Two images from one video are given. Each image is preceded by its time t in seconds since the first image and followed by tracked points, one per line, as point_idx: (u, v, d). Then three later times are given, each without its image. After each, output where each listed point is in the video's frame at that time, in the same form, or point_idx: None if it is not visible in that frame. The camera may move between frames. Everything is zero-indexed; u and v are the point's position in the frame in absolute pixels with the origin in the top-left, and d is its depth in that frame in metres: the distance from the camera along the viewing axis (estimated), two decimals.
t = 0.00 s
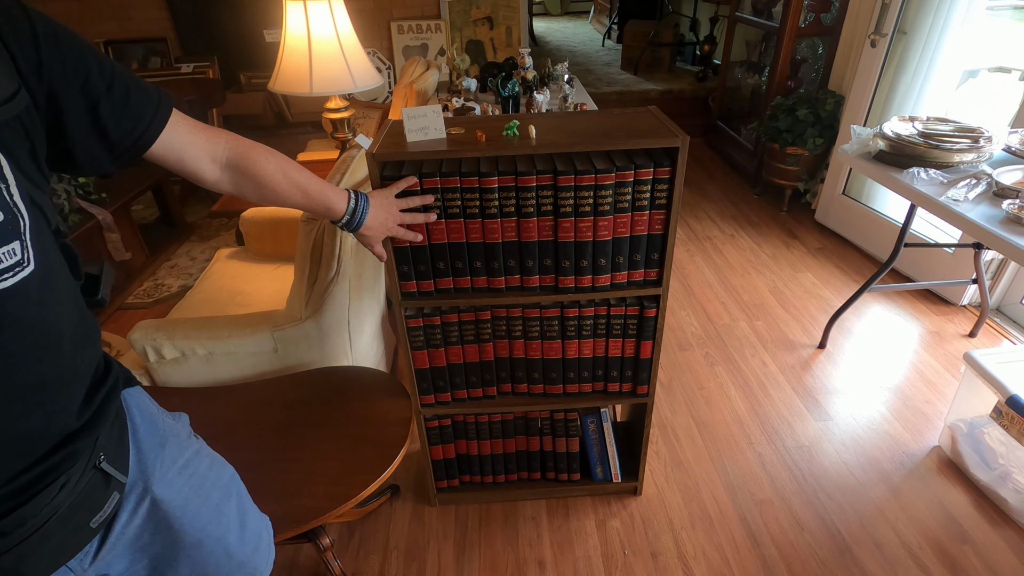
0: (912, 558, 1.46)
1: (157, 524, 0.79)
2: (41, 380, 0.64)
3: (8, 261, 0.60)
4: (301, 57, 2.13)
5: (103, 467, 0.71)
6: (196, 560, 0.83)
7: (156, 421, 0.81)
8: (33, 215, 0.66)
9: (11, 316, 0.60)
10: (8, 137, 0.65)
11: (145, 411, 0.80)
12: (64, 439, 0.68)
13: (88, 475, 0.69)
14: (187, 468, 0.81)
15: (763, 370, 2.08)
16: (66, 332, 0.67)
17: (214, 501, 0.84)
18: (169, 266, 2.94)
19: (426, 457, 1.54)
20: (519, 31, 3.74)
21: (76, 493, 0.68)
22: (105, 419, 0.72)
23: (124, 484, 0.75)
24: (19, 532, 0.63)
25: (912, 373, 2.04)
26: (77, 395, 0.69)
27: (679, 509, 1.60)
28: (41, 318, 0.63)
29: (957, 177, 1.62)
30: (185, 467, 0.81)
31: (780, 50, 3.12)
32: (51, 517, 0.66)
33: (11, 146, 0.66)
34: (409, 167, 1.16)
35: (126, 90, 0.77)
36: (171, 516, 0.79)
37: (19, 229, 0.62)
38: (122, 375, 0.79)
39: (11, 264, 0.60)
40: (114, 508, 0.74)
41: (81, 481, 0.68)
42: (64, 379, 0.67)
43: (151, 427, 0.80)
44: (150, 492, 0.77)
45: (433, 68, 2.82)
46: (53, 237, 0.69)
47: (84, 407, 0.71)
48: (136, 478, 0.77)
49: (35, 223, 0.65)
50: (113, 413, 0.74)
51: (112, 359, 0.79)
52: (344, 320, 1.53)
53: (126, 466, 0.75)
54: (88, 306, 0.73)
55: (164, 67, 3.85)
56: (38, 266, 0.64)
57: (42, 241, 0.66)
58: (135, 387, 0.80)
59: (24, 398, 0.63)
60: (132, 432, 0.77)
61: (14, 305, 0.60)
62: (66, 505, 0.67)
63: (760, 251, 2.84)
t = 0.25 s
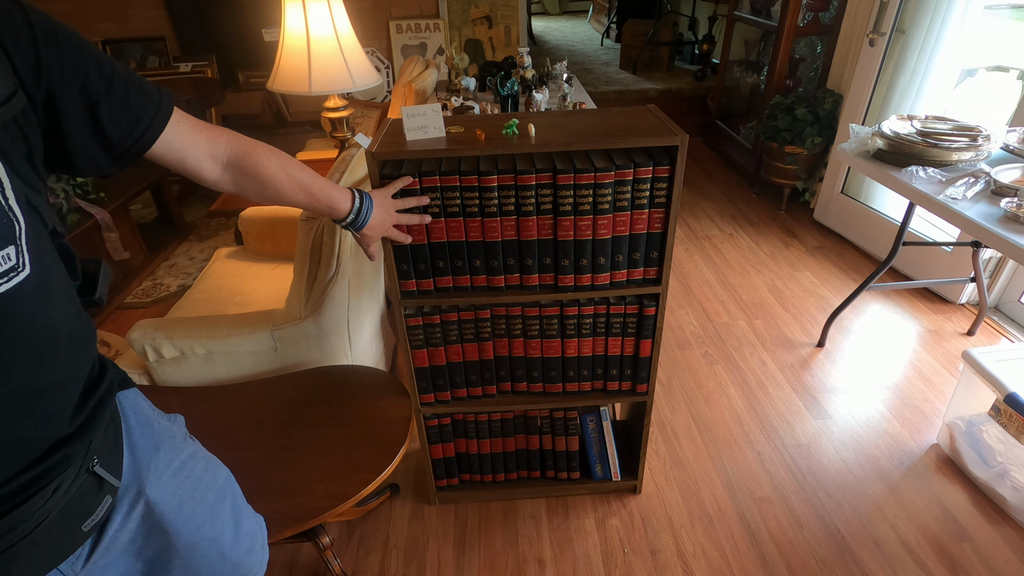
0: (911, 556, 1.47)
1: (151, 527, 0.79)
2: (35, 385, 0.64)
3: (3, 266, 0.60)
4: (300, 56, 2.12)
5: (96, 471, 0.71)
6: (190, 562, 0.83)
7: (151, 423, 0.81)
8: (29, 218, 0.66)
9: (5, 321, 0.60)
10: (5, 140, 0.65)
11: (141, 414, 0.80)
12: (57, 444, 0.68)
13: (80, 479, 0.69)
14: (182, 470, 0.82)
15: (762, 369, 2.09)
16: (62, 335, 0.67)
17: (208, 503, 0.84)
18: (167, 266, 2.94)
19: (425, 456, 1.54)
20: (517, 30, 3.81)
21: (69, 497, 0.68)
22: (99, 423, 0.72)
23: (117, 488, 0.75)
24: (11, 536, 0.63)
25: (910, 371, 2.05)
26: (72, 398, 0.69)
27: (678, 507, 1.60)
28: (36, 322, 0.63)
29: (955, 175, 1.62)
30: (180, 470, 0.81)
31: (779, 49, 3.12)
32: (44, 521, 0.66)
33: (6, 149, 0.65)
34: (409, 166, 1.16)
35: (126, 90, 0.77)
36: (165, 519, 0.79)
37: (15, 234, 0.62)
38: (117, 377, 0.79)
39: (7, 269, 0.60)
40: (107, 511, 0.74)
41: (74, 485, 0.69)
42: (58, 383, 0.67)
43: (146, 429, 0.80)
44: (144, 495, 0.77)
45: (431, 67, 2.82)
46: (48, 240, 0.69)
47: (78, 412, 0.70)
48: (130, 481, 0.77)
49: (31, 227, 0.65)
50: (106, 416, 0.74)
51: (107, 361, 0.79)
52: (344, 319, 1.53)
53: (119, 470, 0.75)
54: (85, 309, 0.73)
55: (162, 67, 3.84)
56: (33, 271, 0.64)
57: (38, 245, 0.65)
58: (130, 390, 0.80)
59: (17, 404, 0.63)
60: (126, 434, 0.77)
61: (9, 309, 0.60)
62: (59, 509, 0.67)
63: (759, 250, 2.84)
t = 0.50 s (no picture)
0: (909, 554, 1.47)
1: (149, 530, 0.79)
2: (32, 390, 0.64)
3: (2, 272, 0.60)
4: (298, 56, 2.12)
5: (94, 474, 0.71)
6: (187, 564, 0.83)
7: (149, 426, 0.81)
8: (29, 222, 0.66)
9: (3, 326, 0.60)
10: (4, 142, 0.65)
11: (140, 416, 0.80)
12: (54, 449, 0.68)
13: (77, 483, 0.69)
14: (180, 472, 0.82)
15: (760, 367, 2.09)
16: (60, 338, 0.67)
17: (206, 506, 0.84)
18: (166, 266, 2.93)
19: (425, 456, 1.54)
20: (516, 29, 3.81)
21: (66, 500, 0.68)
22: (97, 427, 0.72)
23: (115, 491, 0.75)
24: (7, 541, 0.63)
25: (908, 369, 2.05)
26: (70, 402, 0.69)
27: (677, 506, 1.61)
28: (34, 326, 0.63)
29: (952, 174, 1.62)
30: (179, 472, 0.81)
31: (777, 48, 3.12)
32: (41, 525, 0.66)
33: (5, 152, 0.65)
34: (407, 165, 1.16)
35: (127, 92, 0.76)
36: (163, 520, 0.79)
37: (15, 239, 0.61)
38: (115, 380, 0.79)
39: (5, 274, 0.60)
40: (105, 514, 0.74)
41: (71, 489, 0.68)
42: (55, 387, 0.66)
43: (144, 432, 0.80)
44: (142, 498, 0.77)
45: (430, 67, 2.81)
46: (48, 243, 0.69)
47: (75, 417, 0.70)
48: (128, 484, 0.77)
49: (31, 230, 0.65)
50: (105, 420, 0.74)
51: (106, 364, 0.79)
52: (342, 318, 1.53)
53: (117, 473, 0.75)
54: (84, 312, 0.73)
55: (160, 66, 3.84)
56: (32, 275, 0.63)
57: (38, 249, 0.65)
58: (128, 392, 0.80)
59: (14, 409, 0.62)
60: (125, 436, 0.77)
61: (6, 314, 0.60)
62: (55, 513, 0.67)
63: (757, 249, 2.84)
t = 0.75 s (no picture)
0: (908, 553, 1.47)
1: (154, 530, 0.78)
2: (41, 399, 0.63)
3: (18, 282, 0.59)
4: (296, 55, 2.12)
5: (96, 476, 0.70)
6: (190, 563, 0.83)
7: (153, 426, 0.80)
8: (44, 226, 0.66)
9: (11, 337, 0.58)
10: (22, 154, 0.65)
11: (143, 417, 0.79)
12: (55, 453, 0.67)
13: (80, 484, 0.68)
14: (185, 473, 0.81)
15: (759, 367, 2.09)
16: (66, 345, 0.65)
17: (210, 505, 0.84)
18: (164, 266, 2.93)
19: (424, 455, 1.54)
20: (515, 28, 3.81)
21: (66, 502, 0.67)
22: (99, 430, 0.71)
23: (116, 493, 0.74)
24: (8, 543, 0.62)
25: (907, 368, 2.05)
26: (75, 406, 0.68)
27: (676, 505, 1.61)
28: (46, 336, 0.62)
29: (950, 173, 1.62)
30: (183, 472, 0.81)
31: (775, 48, 3.12)
32: (42, 526, 0.65)
33: (21, 162, 0.64)
34: (405, 164, 1.16)
35: (147, 106, 0.72)
36: (166, 520, 0.78)
37: (31, 246, 0.62)
38: (119, 381, 0.78)
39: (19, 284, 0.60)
40: (106, 514, 0.74)
41: (72, 491, 0.68)
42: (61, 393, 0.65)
43: (147, 432, 0.79)
44: (146, 500, 0.76)
45: (428, 66, 2.81)
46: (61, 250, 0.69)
47: (79, 422, 0.69)
48: (132, 485, 0.76)
49: (44, 234, 0.65)
50: (107, 423, 0.73)
51: (109, 366, 0.78)
52: (341, 318, 1.52)
53: (118, 475, 0.74)
54: (88, 312, 0.72)
55: (158, 66, 3.83)
56: (47, 281, 0.64)
57: (51, 252, 0.65)
58: (132, 392, 0.79)
59: (21, 418, 0.62)
60: (126, 437, 0.77)
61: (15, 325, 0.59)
62: (56, 515, 0.66)
63: (756, 248, 2.85)
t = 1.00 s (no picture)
0: (906, 552, 1.47)
1: (160, 540, 0.77)
2: (52, 410, 0.62)
3: (32, 296, 0.58)
4: (293, 54, 2.12)
5: (97, 487, 0.69)
6: (195, 571, 0.82)
7: (162, 435, 0.79)
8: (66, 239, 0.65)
9: (20, 350, 0.57)
10: (51, 172, 0.63)
11: (152, 424, 0.79)
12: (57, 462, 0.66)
13: (79, 495, 0.67)
14: (192, 483, 0.80)
15: (757, 366, 2.09)
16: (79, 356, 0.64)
17: (219, 515, 0.82)
18: (162, 266, 2.93)
19: (422, 455, 1.53)
20: (513, 28, 3.82)
21: (66, 513, 0.65)
22: (103, 440, 0.69)
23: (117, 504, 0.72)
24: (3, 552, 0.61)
25: (905, 367, 2.05)
26: (84, 415, 0.67)
27: (674, 504, 1.61)
28: (60, 347, 0.61)
29: (948, 172, 1.62)
30: (191, 482, 0.79)
31: (774, 47, 3.12)
32: (39, 537, 0.63)
33: (50, 179, 0.63)
34: (402, 163, 1.16)
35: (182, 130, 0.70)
36: (171, 529, 0.77)
37: (51, 262, 0.61)
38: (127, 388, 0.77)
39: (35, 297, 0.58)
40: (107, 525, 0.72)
41: (72, 501, 0.66)
42: (69, 405, 0.64)
43: (155, 441, 0.78)
44: (150, 510, 0.75)
45: (426, 65, 2.81)
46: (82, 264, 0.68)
47: (84, 432, 0.67)
48: (135, 494, 0.75)
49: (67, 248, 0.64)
50: (112, 433, 0.71)
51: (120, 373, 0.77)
52: (338, 318, 1.52)
53: (120, 486, 0.72)
54: (105, 319, 0.71)
55: (155, 65, 3.83)
56: (65, 296, 0.62)
57: (71, 267, 0.64)
58: (141, 400, 0.79)
59: (25, 432, 0.60)
60: (133, 445, 0.76)
61: (24, 339, 0.57)
62: (54, 526, 0.64)
63: (754, 247, 2.85)
